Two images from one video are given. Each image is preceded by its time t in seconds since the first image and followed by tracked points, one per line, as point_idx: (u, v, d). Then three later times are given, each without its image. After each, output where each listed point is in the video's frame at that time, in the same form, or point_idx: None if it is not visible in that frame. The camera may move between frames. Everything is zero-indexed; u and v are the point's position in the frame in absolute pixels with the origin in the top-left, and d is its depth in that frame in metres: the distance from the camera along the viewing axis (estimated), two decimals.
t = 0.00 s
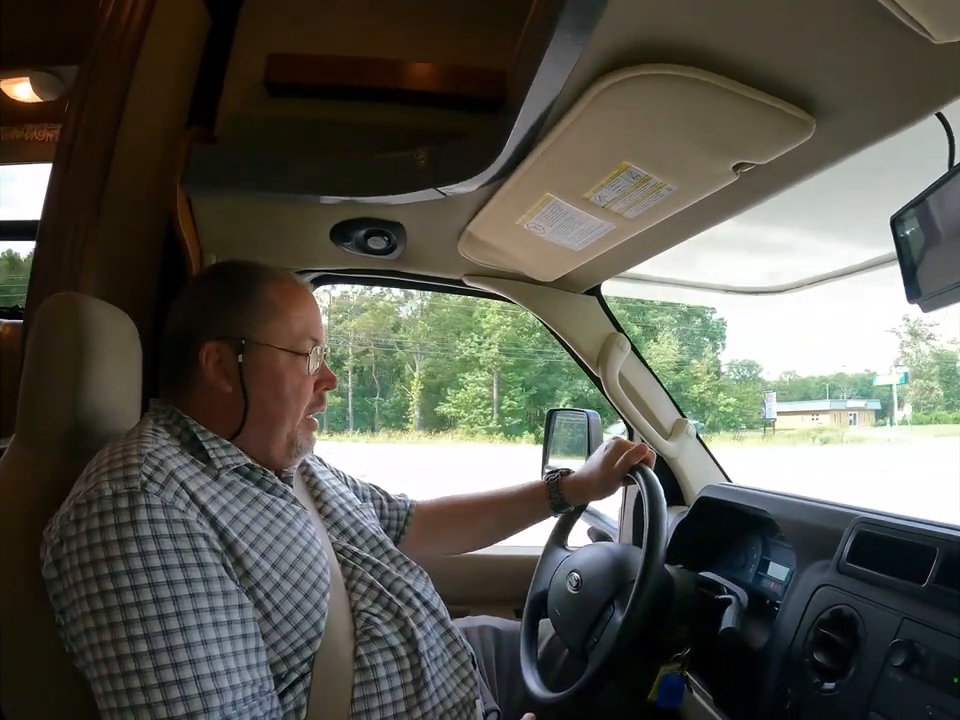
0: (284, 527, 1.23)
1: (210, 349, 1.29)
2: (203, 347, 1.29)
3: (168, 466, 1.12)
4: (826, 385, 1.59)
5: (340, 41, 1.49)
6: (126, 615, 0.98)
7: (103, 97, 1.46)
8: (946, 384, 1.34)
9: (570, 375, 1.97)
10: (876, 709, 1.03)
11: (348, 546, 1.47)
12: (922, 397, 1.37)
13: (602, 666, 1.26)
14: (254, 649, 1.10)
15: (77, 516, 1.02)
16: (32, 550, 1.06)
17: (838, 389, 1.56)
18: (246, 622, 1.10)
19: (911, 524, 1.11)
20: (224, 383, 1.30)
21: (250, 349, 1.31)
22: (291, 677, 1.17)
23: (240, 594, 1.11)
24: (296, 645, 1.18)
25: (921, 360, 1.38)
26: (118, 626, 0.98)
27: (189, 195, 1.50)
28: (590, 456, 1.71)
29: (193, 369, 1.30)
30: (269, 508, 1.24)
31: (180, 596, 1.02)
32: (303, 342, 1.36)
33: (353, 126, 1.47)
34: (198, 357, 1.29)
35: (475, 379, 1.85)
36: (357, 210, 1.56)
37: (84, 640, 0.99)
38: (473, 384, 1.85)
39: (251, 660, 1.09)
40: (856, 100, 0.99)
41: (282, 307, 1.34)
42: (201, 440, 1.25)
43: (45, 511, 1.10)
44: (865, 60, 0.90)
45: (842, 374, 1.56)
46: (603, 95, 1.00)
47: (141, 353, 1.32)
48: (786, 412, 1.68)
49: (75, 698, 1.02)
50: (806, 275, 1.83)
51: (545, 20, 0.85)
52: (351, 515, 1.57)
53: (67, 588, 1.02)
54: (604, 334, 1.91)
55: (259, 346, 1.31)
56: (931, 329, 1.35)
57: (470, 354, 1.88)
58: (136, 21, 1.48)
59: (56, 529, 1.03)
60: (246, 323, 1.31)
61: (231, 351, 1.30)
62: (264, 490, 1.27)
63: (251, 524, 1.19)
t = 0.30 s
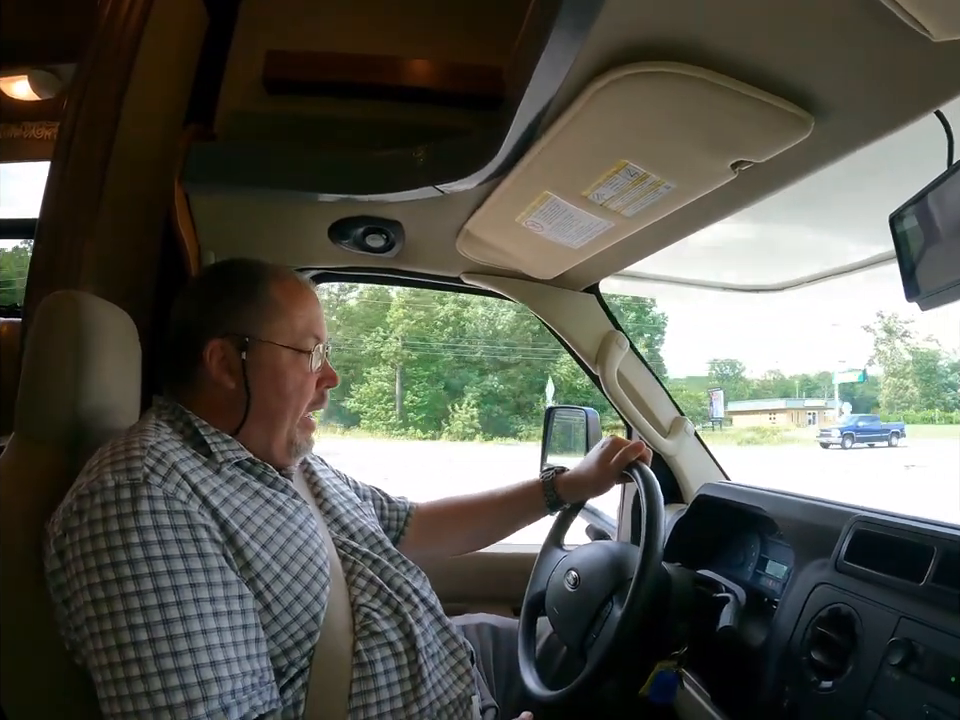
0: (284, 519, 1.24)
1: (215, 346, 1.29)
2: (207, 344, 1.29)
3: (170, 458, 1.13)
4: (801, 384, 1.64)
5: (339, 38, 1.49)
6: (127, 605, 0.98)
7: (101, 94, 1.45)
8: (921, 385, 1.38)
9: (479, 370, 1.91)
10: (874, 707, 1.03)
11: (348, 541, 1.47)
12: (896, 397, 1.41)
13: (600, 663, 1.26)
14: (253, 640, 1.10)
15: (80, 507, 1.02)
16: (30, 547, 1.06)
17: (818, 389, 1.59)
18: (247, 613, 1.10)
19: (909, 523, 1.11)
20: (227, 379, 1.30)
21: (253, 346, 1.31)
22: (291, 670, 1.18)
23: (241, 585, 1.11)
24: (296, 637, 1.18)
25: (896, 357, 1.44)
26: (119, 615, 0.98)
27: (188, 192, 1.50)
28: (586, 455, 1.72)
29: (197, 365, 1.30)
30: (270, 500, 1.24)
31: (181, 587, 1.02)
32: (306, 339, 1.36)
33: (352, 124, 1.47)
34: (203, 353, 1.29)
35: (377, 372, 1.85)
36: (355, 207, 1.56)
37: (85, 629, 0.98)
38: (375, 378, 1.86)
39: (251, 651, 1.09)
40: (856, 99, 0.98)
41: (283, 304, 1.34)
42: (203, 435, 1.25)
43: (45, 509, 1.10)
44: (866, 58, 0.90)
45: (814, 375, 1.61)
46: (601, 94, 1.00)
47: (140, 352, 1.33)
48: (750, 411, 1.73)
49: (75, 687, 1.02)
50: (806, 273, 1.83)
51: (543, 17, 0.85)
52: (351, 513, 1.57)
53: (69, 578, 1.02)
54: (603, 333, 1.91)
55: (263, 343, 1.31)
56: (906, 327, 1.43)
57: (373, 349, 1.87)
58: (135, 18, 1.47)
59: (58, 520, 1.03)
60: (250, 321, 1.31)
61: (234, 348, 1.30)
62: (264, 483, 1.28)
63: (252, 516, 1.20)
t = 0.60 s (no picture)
0: (280, 512, 1.24)
1: (227, 336, 1.30)
2: (219, 334, 1.30)
3: (166, 452, 1.14)
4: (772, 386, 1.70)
5: (337, 35, 1.49)
6: (123, 599, 0.99)
7: (99, 92, 1.46)
8: (893, 382, 1.44)
9: (387, 366, 1.92)
10: (868, 698, 1.03)
11: (343, 533, 1.48)
12: (867, 396, 1.47)
13: (595, 656, 1.27)
14: (250, 633, 1.11)
15: (75, 502, 1.03)
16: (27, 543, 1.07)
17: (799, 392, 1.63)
18: (243, 606, 1.11)
19: (903, 515, 1.12)
20: (240, 370, 1.31)
21: (263, 336, 1.33)
22: (288, 663, 1.19)
23: (237, 578, 1.12)
24: (293, 629, 1.19)
25: (867, 356, 1.50)
26: (115, 610, 0.99)
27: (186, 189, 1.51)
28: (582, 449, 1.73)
29: (208, 356, 1.30)
30: (266, 493, 1.25)
31: (176, 580, 1.03)
32: (308, 328, 1.40)
33: (350, 119, 1.48)
34: (213, 345, 1.30)
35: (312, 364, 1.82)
36: (353, 203, 1.56)
37: (82, 624, 0.99)
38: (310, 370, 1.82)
39: (247, 644, 1.10)
40: (849, 94, 0.99)
41: (277, 299, 1.35)
42: (199, 427, 1.26)
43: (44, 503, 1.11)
44: (858, 54, 0.90)
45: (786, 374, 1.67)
46: (594, 90, 1.01)
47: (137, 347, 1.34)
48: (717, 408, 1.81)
49: (73, 682, 1.03)
50: (803, 268, 1.84)
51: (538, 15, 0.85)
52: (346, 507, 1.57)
53: (65, 573, 1.03)
54: (600, 328, 1.92)
55: (272, 332, 1.34)
56: (878, 324, 1.51)
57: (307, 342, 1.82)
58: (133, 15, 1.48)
59: (55, 516, 1.04)
60: (247, 315, 1.32)
61: (245, 338, 1.32)
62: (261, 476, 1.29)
63: (248, 508, 1.20)
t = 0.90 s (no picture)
0: (282, 505, 1.24)
1: (244, 328, 1.31)
2: (236, 324, 1.31)
3: (168, 444, 1.13)
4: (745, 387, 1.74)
5: (337, 31, 1.48)
6: (125, 589, 0.98)
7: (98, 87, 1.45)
8: (861, 380, 1.50)
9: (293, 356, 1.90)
10: (872, 697, 1.03)
11: (344, 529, 1.47)
12: (836, 393, 1.55)
13: (597, 653, 1.27)
14: (252, 625, 1.11)
15: (77, 493, 1.03)
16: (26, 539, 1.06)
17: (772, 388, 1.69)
18: (245, 598, 1.10)
19: (905, 513, 1.12)
20: (256, 362, 1.32)
21: (277, 330, 1.35)
22: (289, 657, 1.18)
23: (239, 570, 1.11)
24: (294, 623, 1.19)
25: (834, 348, 1.58)
26: (117, 600, 0.98)
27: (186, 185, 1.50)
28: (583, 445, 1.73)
29: (225, 343, 1.30)
30: (267, 487, 1.24)
31: (179, 571, 1.02)
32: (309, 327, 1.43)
33: (350, 115, 1.46)
34: (231, 334, 1.30)
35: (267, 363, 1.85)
36: (354, 199, 1.55)
37: (84, 615, 0.99)
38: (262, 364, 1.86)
39: (249, 636, 1.09)
40: (857, 90, 0.98)
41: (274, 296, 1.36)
42: (201, 421, 1.25)
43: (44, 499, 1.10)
44: (866, 50, 0.89)
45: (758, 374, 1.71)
46: (598, 85, 1.00)
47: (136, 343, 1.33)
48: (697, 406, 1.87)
49: (75, 675, 1.03)
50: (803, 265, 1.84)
51: (542, 10, 0.84)
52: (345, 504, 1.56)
53: (67, 565, 1.02)
54: (601, 324, 1.92)
55: (284, 328, 1.36)
56: (846, 320, 1.62)
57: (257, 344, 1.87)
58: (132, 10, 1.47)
59: (56, 507, 1.03)
60: (249, 312, 1.32)
61: (260, 331, 1.33)
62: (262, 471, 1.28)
63: (250, 501, 1.20)
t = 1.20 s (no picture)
0: (279, 499, 1.25)
1: (230, 326, 1.30)
2: (221, 323, 1.30)
3: (167, 438, 1.14)
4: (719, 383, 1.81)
5: (335, 29, 1.49)
6: (125, 581, 0.99)
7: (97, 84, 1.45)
8: (827, 378, 1.58)
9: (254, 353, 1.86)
10: (863, 691, 1.04)
11: (341, 523, 1.48)
12: (801, 390, 1.62)
13: (592, 648, 1.28)
14: (250, 618, 1.12)
15: (77, 486, 1.04)
16: (26, 533, 1.06)
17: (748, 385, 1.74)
18: (243, 591, 1.11)
19: (898, 510, 1.13)
20: (241, 360, 1.31)
21: (267, 327, 1.33)
22: (286, 649, 1.19)
23: (237, 563, 1.12)
24: (292, 615, 1.20)
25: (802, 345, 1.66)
26: (117, 592, 0.99)
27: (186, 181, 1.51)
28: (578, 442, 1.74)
29: (210, 341, 1.30)
30: (265, 480, 1.25)
31: (178, 563, 1.03)
32: (308, 325, 1.40)
33: (349, 112, 1.46)
34: (215, 332, 1.30)
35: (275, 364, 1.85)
36: (352, 196, 1.56)
37: (83, 607, 1.00)
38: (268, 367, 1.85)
39: (247, 629, 1.10)
40: (853, 89, 0.98)
41: (275, 292, 1.35)
42: (200, 416, 1.26)
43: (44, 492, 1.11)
44: (862, 49, 0.90)
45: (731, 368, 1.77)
46: (595, 84, 1.00)
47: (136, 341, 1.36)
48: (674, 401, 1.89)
49: (76, 665, 1.04)
50: (799, 264, 1.86)
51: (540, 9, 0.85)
52: (342, 498, 1.57)
53: (67, 557, 1.03)
54: (598, 321, 1.92)
55: (275, 326, 1.34)
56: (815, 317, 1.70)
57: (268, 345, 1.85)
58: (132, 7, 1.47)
59: (56, 500, 1.04)
60: (246, 307, 1.32)
61: (248, 329, 1.32)
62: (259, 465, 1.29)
63: (248, 495, 1.21)
